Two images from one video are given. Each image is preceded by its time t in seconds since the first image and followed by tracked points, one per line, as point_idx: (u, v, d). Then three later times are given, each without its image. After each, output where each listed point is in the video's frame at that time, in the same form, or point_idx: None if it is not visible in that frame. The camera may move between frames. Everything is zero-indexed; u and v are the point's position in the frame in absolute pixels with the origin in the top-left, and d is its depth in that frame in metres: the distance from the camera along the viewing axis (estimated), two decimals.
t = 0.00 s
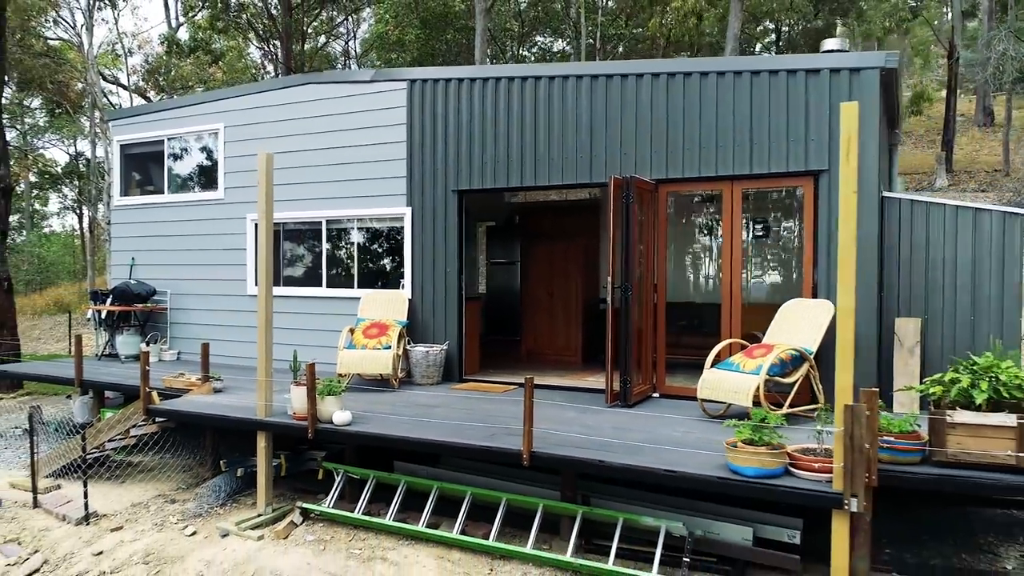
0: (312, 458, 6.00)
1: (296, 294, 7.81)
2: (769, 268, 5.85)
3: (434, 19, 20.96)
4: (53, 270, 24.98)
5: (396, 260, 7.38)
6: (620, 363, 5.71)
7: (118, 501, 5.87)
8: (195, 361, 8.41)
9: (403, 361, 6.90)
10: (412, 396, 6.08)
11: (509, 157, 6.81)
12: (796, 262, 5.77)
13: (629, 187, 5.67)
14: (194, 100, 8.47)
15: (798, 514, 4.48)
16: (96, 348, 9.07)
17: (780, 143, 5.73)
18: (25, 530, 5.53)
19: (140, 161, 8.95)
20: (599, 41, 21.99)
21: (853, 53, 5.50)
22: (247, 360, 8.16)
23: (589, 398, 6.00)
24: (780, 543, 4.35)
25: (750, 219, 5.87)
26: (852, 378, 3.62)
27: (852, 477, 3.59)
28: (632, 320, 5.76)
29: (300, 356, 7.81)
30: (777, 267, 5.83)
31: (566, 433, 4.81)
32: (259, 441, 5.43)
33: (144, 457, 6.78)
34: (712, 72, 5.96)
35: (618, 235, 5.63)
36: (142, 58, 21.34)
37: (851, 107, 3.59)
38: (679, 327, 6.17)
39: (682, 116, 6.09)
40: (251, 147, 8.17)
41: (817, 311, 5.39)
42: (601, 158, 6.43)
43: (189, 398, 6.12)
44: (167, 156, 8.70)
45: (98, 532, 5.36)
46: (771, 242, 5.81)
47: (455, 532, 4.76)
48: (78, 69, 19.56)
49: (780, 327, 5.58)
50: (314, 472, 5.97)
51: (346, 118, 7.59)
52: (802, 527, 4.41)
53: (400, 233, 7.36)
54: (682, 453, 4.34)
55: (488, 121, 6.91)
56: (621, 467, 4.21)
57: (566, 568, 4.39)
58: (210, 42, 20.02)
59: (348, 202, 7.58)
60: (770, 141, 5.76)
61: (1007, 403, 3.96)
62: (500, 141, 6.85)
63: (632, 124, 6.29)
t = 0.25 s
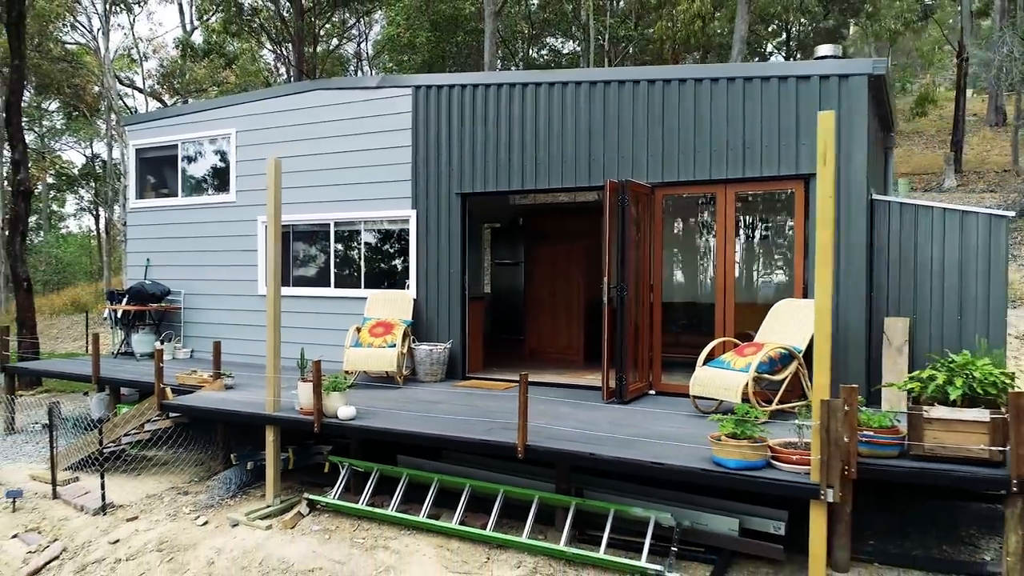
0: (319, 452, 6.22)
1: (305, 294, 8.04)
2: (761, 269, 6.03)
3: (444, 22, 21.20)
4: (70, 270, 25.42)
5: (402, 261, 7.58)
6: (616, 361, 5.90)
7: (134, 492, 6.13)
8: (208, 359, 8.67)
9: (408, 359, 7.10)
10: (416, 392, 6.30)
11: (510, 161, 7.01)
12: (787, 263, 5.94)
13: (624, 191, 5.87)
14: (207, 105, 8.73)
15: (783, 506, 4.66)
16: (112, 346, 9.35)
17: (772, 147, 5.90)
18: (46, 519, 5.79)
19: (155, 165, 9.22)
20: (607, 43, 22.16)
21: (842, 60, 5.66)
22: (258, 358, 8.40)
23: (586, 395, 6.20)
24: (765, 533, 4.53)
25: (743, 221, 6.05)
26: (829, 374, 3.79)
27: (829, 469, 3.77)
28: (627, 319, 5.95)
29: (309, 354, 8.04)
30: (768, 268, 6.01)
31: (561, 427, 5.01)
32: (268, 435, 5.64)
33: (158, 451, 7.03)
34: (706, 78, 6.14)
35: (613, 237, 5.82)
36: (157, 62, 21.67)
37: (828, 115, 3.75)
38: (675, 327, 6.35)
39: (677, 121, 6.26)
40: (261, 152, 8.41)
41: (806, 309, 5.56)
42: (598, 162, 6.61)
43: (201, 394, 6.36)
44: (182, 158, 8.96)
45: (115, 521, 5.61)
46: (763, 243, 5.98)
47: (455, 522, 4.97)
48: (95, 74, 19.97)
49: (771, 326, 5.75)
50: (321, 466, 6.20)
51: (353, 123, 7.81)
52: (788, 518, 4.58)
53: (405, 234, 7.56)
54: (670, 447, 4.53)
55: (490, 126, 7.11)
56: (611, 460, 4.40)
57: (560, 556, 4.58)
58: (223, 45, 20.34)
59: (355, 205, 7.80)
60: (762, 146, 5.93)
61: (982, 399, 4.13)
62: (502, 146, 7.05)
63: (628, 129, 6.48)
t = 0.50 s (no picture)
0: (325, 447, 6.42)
1: (313, 294, 8.24)
2: (754, 269, 6.19)
3: (453, 24, 21.42)
4: (84, 271, 25.81)
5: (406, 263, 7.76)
6: (613, 360, 6.06)
7: (146, 485, 6.34)
8: (218, 357, 8.88)
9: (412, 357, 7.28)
10: (419, 389, 6.48)
11: (512, 164, 7.18)
12: (781, 264, 6.10)
13: (621, 194, 6.02)
14: (217, 110, 8.94)
15: (772, 499, 4.81)
16: (125, 344, 9.58)
17: (765, 151, 6.05)
18: (62, 511, 6.01)
19: (166, 168, 9.44)
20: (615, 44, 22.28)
21: (834, 66, 5.79)
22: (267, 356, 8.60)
23: (584, 393, 6.36)
24: (753, 526, 4.67)
25: (737, 223, 6.21)
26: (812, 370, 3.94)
27: (810, 462, 3.92)
28: (624, 319, 6.11)
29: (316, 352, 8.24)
30: (762, 268, 6.17)
31: (556, 423, 5.18)
32: (275, 430, 5.83)
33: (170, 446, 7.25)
34: (701, 84, 6.29)
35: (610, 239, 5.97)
36: (170, 65, 22.01)
37: (810, 122, 3.89)
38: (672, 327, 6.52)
39: (673, 126, 6.42)
40: (270, 155, 8.61)
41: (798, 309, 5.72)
42: (597, 165, 6.77)
43: (211, 390, 6.56)
44: (194, 160, 9.18)
45: (128, 513, 5.82)
46: (756, 245, 6.14)
47: (454, 514, 5.15)
48: (109, 77, 20.37)
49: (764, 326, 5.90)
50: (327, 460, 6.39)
51: (359, 127, 8.00)
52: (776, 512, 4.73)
53: (409, 235, 7.75)
54: (661, 442, 4.69)
55: (492, 130, 7.28)
56: (603, 454, 4.57)
57: (555, 548, 4.75)
58: (235, 48, 20.60)
59: (361, 207, 7.98)
60: (756, 149, 6.07)
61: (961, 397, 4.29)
62: (503, 150, 7.22)
63: (626, 133, 6.63)
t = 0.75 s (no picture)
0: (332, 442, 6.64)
1: (321, 293, 8.46)
2: (748, 270, 6.35)
3: (463, 26, 21.63)
4: (99, 271, 26.22)
5: (411, 263, 7.97)
6: (609, 358, 6.25)
7: (159, 479, 6.57)
8: (229, 355, 9.12)
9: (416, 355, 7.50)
10: (422, 386, 6.68)
11: (513, 167, 7.38)
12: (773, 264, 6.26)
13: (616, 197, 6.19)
14: (228, 115, 9.19)
15: (759, 492, 4.98)
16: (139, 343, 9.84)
17: (757, 155, 6.22)
18: (79, 502, 6.26)
19: (179, 171, 9.70)
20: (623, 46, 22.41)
21: (824, 72, 5.96)
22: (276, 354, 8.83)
23: (582, 390, 6.54)
24: (741, 517, 4.84)
25: (731, 224, 6.38)
26: (793, 367, 4.12)
27: (790, 455, 4.09)
28: (619, 318, 6.28)
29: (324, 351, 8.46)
30: (755, 268, 6.33)
31: (552, 418, 5.37)
32: (282, 425, 6.05)
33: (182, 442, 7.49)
34: (696, 89, 6.47)
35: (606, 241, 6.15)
36: (183, 69, 22.33)
37: (790, 130, 4.06)
38: (668, 327, 6.70)
39: (669, 130, 6.59)
40: (279, 158, 8.85)
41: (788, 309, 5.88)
42: (595, 168, 6.96)
43: (222, 387, 6.80)
44: (207, 162, 9.43)
45: (142, 504, 6.05)
46: (749, 246, 6.31)
47: (454, 506, 5.35)
48: (124, 80, 20.75)
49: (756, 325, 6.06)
50: (334, 455, 6.61)
51: (365, 131, 8.22)
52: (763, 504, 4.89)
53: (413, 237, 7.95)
54: (651, 436, 4.87)
55: (494, 135, 7.48)
56: (595, 447, 4.76)
57: (549, 538, 4.94)
58: (248, 51, 20.87)
59: (367, 209, 8.20)
60: (748, 153, 6.24)
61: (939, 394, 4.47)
62: (505, 154, 7.42)
63: (623, 137, 6.81)
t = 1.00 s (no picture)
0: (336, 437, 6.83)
1: (327, 293, 8.65)
2: (742, 270, 6.49)
3: (470, 28, 21.67)
4: (111, 271, 26.54)
5: (414, 264, 8.15)
6: (606, 356, 6.41)
7: (169, 473, 6.78)
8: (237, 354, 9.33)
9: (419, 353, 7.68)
10: (424, 383, 6.85)
11: (513, 170, 7.55)
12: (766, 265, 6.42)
13: (612, 200, 6.36)
14: (236, 118, 9.40)
15: (748, 486, 5.12)
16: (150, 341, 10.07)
17: (750, 158, 6.37)
18: (92, 495, 6.47)
19: (189, 174, 9.92)
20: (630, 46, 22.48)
21: (815, 77, 6.09)
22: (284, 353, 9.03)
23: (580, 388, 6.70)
24: (730, 510, 4.99)
25: (725, 226, 6.53)
26: (776, 364, 4.27)
27: (773, 450, 4.24)
28: (615, 318, 6.45)
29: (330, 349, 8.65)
30: (748, 269, 6.48)
31: (548, 414, 5.53)
32: (288, 421, 6.24)
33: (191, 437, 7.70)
34: (691, 94, 6.62)
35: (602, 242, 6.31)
36: (194, 73, 22.60)
37: (773, 136, 4.21)
38: (664, 326, 6.85)
39: (664, 133, 6.74)
40: (286, 161, 9.04)
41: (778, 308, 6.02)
42: (593, 171, 7.12)
43: (229, 384, 7.00)
44: (217, 165, 9.64)
45: (152, 497, 6.26)
46: (743, 247, 6.46)
47: (453, 499, 5.52)
48: (135, 83, 21.05)
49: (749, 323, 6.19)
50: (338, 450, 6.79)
51: (370, 135, 8.41)
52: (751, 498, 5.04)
53: (417, 238, 8.14)
54: (642, 431, 5.03)
55: (495, 138, 7.65)
56: (588, 442, 4.92)
57: (544, 530, 5.10)
58: (257, 53, 21.03)
59: (372, 210, 8.38)
60: (742, 156, 6.39)
61: (920, 391, 4.61)
62: (506, 156, 7.59)
63: (620, 141, 6.97)
